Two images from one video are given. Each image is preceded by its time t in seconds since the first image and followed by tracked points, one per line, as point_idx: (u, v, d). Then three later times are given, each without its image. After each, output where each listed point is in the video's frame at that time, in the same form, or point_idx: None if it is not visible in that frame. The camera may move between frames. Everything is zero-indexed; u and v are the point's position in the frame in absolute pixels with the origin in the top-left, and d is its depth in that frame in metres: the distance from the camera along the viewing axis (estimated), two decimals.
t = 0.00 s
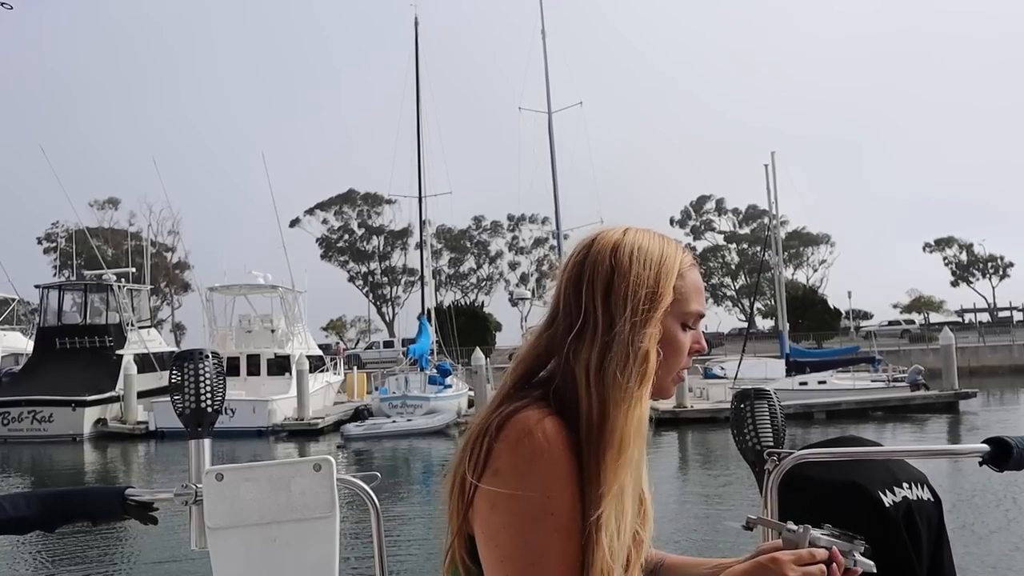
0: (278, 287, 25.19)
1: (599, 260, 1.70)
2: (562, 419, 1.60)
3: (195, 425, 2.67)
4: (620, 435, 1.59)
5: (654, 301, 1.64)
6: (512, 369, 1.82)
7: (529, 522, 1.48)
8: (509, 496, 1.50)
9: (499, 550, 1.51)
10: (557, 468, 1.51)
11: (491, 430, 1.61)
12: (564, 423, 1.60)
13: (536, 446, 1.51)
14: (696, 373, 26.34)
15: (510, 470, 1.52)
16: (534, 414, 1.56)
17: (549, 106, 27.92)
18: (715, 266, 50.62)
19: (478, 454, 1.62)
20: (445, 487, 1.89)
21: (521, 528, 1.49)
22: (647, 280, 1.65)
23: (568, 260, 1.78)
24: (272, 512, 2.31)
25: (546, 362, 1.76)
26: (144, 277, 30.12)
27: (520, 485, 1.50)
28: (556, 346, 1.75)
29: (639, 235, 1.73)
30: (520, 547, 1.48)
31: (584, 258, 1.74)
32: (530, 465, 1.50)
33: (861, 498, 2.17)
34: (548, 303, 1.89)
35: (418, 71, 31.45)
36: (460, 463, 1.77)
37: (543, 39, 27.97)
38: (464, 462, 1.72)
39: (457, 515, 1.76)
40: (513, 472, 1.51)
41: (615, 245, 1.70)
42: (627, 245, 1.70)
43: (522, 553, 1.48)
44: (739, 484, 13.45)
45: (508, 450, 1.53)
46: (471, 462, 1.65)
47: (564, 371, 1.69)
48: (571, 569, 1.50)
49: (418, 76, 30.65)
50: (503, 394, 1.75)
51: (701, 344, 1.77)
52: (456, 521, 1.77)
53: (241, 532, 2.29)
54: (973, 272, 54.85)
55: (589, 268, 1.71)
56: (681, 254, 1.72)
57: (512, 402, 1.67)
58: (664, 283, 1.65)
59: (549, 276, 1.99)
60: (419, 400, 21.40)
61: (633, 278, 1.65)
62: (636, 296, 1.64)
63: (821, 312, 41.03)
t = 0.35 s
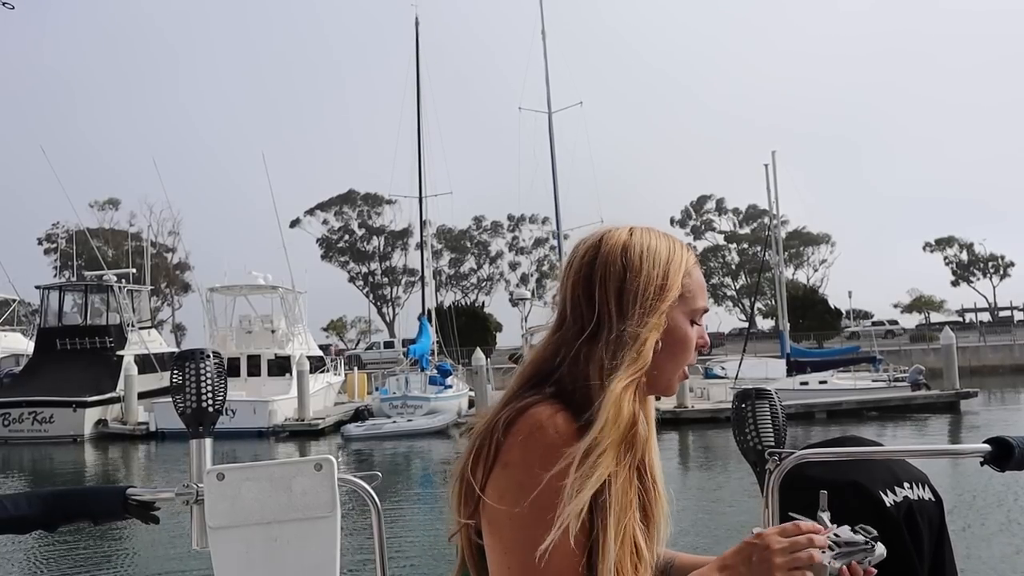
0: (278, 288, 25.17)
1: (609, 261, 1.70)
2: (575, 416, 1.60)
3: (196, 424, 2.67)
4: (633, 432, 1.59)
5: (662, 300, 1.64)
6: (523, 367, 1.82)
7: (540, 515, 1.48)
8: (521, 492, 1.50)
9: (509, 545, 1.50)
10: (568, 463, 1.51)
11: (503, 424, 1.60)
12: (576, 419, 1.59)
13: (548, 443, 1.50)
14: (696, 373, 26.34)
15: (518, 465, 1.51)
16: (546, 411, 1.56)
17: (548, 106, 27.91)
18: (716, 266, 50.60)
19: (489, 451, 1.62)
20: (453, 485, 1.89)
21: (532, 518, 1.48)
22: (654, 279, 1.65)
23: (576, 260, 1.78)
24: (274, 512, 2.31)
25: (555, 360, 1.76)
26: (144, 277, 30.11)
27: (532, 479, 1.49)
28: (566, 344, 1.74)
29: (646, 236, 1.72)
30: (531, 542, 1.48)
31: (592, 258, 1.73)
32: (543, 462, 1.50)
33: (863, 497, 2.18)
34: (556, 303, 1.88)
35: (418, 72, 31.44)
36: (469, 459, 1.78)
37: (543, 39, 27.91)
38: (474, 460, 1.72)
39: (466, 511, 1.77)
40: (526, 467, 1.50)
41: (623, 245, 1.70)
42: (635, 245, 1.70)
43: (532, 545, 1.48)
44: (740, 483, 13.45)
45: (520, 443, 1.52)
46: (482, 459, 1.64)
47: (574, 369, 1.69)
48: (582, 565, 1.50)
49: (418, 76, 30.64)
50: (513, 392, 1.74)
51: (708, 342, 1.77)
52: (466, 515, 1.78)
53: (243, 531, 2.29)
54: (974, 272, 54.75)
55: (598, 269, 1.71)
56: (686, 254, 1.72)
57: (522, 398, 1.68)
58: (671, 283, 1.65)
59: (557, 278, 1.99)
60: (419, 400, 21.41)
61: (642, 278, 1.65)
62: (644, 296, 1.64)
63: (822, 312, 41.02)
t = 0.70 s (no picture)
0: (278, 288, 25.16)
1: (594, 261, 1.70)
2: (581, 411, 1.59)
3: (197, 424, 2.67)
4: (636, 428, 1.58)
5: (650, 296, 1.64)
6: (520, 372, 1.81)
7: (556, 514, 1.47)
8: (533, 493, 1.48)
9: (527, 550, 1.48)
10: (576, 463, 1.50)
11: (513, 426, 1.59)
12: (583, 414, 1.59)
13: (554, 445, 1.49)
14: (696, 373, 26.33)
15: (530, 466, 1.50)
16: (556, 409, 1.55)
17: (547, 106, 27.91)
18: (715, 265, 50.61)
19: (498, 456, 1.60)
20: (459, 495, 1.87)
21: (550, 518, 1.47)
22: (639, 275, 1.65)
23: (563, 262, 1.77)
24: (274, 512, 2.31)
25: (552, 364, 1.75)
26: (142, 278, 30.06)
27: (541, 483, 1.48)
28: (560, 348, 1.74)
29: (628, 233, 1.72)
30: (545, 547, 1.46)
31: (577, 259, 1.74)
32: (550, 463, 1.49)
33: (864, 496, 2.18)
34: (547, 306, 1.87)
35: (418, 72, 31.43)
36: (477, 470, 1.75)
37: (542, 39, 27.90)
38: (482, 470, 1.70)
39: (479, 521, 1.74)
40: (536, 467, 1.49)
41: (606, 245, 1.70)
42: (619, 243, 1.70)
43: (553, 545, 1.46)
44: (740, 484, 13.45)
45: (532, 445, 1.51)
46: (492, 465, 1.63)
47: (572, 369, 1.68)
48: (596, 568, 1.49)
49: (418, 77, 30.63)
50: (515, 395, 1.74)
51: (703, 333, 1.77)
52: (478, 524, 1.75)
53: (244, 530, 2.29)
54: (974, 272, 54.76)
55: (584, 274, 1.71)
56: (671, 247, 1.72)
57: (524, 402, 1.67)
58: (657, 276, 1.66)
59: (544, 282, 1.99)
60: (419, 400, 21.41)
61: (628, 277, 1.65)
62: (633, 293, 1.64)
63: (821, 311, 41.03)
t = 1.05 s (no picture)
0: (277, 289, 25.16)
1: (598, 260, 1.70)
2: (584, 409, 1.59)
3: (197, 425, 2.67)
4: (639, 426, 1.59)
5: (653, 295, 1.64)
6: (523, 370, 1.81)
7: (555, 509, 1.47)
8: (535, 491, 1.48)
9: (529, 548, 1.48)
10: (581, 460, 1.49)
11: (511, 424, 1.58)
12: (585, 411, 1.59)
13: (557, 440, 1.49)
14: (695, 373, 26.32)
15: (533, 462, 1.49)
16: (559, 406, 1.54)
17: (546, 106, 27.89)
18: (715, 265, 50.61)
19: (500, 453, 1.60)
20: (460, 494, 1.87)
21: (548, 513, 1.46)
22: (643, 274, 1.65)
23: (567, 262, 1.77)
24: (274, 512, 2.30)
25: (554, 363, 1.75)
26: (142, 279, 30.07)
27: (543, 480, 1.48)
28: (563, 345, 1.74)
29: (634, 234, 1.73)
30: (549, 544, 1.46)
31: (582, 259, 1.74)
32: (553, 460, 1.48)
33: (865, 495, 2.18)
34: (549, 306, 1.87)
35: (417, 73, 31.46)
36: (478, 466, 1.75)
37: (542, 40, 27.86)
38: (483, 463, 1.70)
39: (479, 518, 1.73)
40: (538, 465, 1.49)
41: (611, 245, 1.70)
42: (622, 244, 1.70)
43: (551, 543, 1.46)
44: (739, 483, 13.46)
45: (531, 442, 1.51)
46: (493, 462, 1.63)
47: (575, 364, 1.68)
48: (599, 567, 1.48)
49: (417, 78, 30.64)
50: (517, 392, 1.74)
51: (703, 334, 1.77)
52: (478, 522, 1.75)
53: (244, 531, 2.29)
54: (973, 271, 54.81)
55: (588, 273, 1.71)
56: (675, 249, 1.72)
57: (525, 397, 1.67)
58: (661, 276, 1.66)
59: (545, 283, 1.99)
60: (418, 400, 21.42)
61: (632, 277, 1.66)
62: (637, 293, 1.65)
63: (821, 311, 41.04)
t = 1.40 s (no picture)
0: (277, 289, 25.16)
1: (601, 259, 1.70)
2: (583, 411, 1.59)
3: (196, 426, 2.67)
4: (639, 426, 1.59)
5: (657, 294, 1.64)
6: (521, 366, 1.81)
7: (557, 507, 1.46)
8: (533, 491, 1.48)
9: (527, 547, 1.48)
10: (580, 460, 1.49)
11: (510, 423, 1.58)
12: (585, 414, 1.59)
13: (555, 440, 1.49)
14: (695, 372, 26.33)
15: (531, 463, 1.49)
16: (557, 406, 1.54)
17: (546, 106, 27.89)
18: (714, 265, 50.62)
19: (498, 451, 1.59)
20: (458, 490, 1.87)
21: (546, 515, 1.46)
22: (649, 274, 1.65)
23: (570, 259, 1.77)
24: (273, 513, 2.30)
25: (555, 359, 1.75)
26: (141, 279, 30.08)
27: (541, 479, 1.48)
28: (564, 342, 1.74)
29: (638, 234, 1.73)
30: (548, 542, 1.46)
31: (585, 258, 1.73)
32: (552, 462, 1.48)
33: (865, 495, 2.18)
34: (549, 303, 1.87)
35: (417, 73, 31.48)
36: (477, 463, 1.75)
37: (542, 39, 27.83)
38: (482, 461, 1.70)
39: (475, 516, 1.73)
40: (536, 466, 1.49)
41: (615, 245, 1.70)
42: (628, 245, 1.70)
43: (550, 546, 1.45)
44: (739, 483, 13.46)
45: (528, 443, 1.51)
46: (492, 460, 1.63)
47: (575, 361, 1.68)
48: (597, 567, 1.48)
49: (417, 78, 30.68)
50: (517, 389, 1.74)
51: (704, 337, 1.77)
52: (475, 520, 1.75)
53: (243, 533, 2.29)
54: (972, 271, 54.83)
55: (590, 270, 1.71)
56: (680, 253, 1.72)
57: (525, 394, 1.67)
58: (668, 276, 1.66)
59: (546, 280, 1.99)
60: (418, 401, 21.42)
61: (636, 278, 1.65)
62: (641, 294, 1.64)
63: (821, 311, 41.03)
